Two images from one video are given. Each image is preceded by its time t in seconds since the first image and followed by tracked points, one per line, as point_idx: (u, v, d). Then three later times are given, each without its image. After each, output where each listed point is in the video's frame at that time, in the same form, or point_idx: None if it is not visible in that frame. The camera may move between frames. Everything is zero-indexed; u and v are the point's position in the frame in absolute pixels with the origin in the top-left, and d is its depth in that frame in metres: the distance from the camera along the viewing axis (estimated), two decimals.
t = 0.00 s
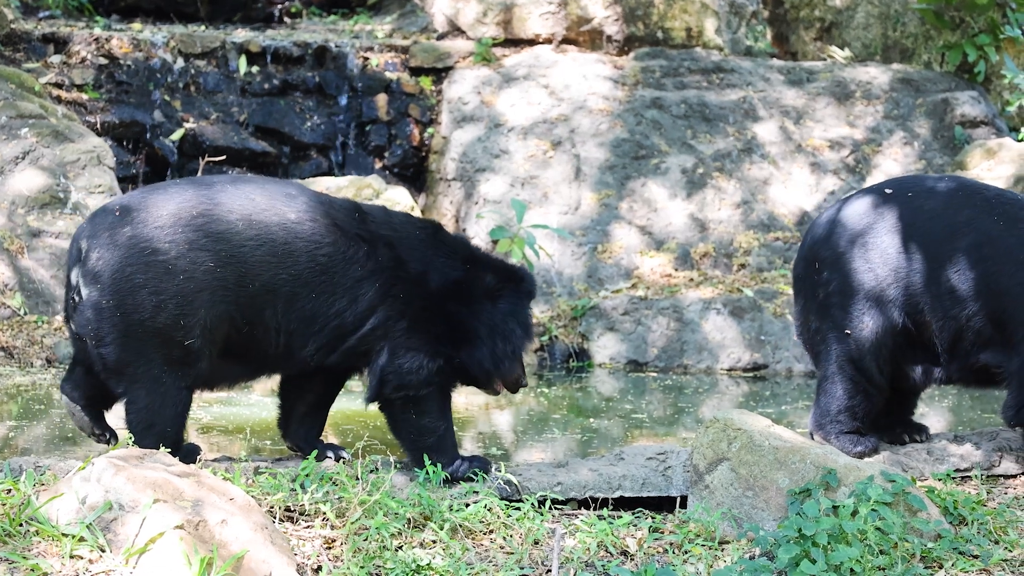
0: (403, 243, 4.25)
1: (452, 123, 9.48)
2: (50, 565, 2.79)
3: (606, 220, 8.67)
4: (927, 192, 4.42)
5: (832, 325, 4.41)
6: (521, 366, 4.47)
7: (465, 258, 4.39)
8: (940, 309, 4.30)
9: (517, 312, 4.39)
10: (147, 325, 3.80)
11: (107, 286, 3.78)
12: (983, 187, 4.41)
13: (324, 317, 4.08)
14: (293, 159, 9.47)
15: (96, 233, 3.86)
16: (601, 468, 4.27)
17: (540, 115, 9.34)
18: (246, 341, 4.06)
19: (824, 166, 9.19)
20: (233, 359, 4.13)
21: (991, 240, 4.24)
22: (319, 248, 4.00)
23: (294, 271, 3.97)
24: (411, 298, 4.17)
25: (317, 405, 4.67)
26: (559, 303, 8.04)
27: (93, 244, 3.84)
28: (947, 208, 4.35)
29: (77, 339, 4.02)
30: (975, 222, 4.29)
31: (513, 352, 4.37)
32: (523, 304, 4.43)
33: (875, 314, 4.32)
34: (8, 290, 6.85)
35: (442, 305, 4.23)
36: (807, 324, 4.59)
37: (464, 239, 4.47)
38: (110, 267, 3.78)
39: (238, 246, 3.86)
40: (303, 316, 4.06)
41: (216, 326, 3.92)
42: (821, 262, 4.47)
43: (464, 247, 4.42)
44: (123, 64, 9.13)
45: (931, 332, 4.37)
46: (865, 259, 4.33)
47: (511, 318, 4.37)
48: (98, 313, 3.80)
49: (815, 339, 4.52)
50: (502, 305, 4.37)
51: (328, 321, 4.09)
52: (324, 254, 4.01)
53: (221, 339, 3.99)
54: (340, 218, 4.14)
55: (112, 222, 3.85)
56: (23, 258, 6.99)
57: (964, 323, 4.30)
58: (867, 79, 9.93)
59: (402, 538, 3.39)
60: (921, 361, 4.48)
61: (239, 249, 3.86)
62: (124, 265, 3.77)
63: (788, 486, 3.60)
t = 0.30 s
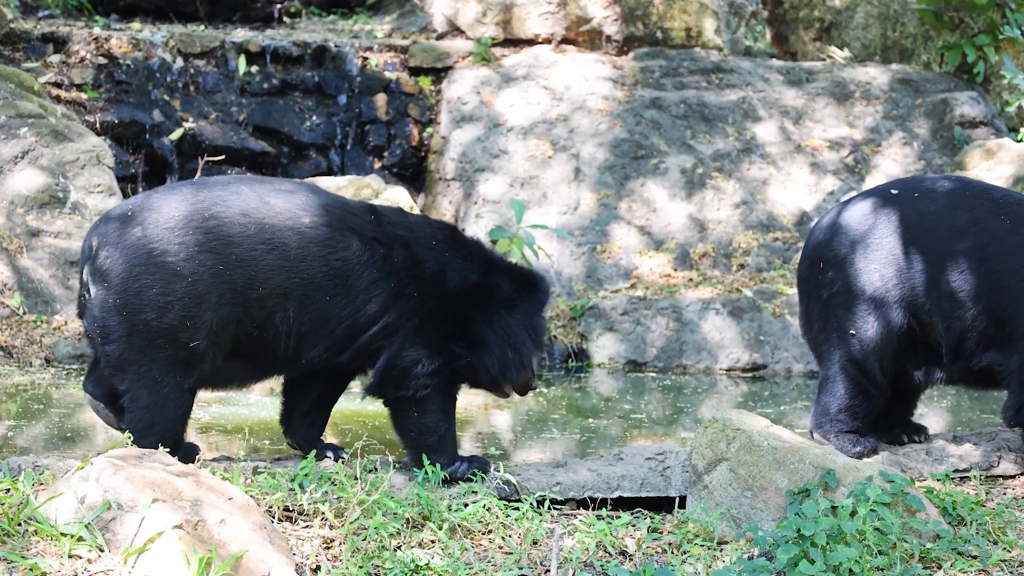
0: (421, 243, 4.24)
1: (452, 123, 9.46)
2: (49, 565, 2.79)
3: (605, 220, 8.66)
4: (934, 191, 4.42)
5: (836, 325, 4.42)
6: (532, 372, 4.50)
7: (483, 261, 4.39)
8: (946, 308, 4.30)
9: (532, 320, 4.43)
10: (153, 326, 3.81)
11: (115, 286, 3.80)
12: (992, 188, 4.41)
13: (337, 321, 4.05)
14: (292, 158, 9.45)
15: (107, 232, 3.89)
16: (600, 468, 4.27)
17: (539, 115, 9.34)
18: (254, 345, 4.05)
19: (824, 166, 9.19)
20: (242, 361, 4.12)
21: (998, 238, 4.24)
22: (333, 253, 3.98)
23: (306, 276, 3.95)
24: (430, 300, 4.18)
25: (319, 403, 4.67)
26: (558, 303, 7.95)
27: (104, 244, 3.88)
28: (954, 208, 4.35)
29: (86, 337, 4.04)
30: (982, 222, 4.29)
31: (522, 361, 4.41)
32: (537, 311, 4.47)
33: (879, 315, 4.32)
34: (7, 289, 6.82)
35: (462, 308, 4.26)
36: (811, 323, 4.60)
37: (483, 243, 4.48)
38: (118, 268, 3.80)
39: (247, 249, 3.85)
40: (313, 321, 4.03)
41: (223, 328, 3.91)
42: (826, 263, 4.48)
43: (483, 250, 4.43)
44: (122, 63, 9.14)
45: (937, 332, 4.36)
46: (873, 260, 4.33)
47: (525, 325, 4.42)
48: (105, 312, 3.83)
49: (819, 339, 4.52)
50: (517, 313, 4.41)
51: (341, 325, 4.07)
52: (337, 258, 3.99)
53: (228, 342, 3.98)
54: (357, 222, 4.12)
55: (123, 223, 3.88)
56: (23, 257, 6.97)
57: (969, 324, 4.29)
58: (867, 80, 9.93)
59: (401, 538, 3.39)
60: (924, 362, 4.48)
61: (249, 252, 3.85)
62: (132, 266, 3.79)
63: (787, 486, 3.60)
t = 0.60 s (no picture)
0: (435, 244, 4.25)
1: (451, 123, 9.45)
2: (47, 564, 2.80)
3: (604, 220, 8.66)
4: (939, 192, 4.41)
5: (840, 326, 4.42)
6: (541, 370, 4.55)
7: (495, 260, 4.40)
8: (951, 309, 4.30)
9: (542, 319, 4.44)
10: (162, 327, 3.82)
11: (125, 286, 3.81)
12: (1000, 191, 4.40)
13: (349, 324, 4.05)
14: (291, 158, 9.45)
15: (117, 233, 3.90)
16: (598, 468, 4.27)
17: (538, 115, 9.34)
18: (264, 347, 4.05)
19: (822, 166, 9.20)
20: (252, 363, 4.12)
21: (1003, 240, 4.23)
22: (346, 258, 3.98)
23: (318, 280, 3.94)
24: (443, 300, 4.18)
25: (326, 399, 4.68)
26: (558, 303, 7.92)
27: (115, 244, 3.89)
28: (959, 209, 4.34)
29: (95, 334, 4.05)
30: (988, 224, 4.28)
31: (527, 362, 4.44)
32: (547, 311, 4.47)
33: (885, 319, 4.32)
34: (6, 288, 6.81)
35: (473, 308, 4.25)
36: (813, 322, 4.61)
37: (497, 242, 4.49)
38: (128, 268, 3.81)
39: (258, 252, 3.85)
40: (325, 324, 4.04)
41: (232, 331, 3.91)
42: (831, 264, 4.48)
43: (496, 250, 4.44)
44: (121, 63, 9.15)
45: (943, 334, 4.36)
46: (881, 262, 4.33)
47: (536, 325, 4.42)
48: (114, 312, 3.85)
49: (821, 338, 4.53)
50: (528, 312, 4.41)
51: (353, 328, 4.07)
52: (351, 263, 4.00)
53: (238, 344, 3.98)
54: (373, 226, 4.12)
55: (134, 223, 3.89)
56: (21, 256, 6.98)
57: (974, 328, 4.29)
58: (866, 80, 9.93)
59: (399, 538, 3.39)
60: (928, 364, 4.49)
61: (259, 256, 3.85)
62: (142, 267, 3.79)
63: (785, 486, 3.61)
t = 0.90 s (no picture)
0: (443, 244, 4.24)
1: (449, 123, 9.45)
2: (46, 564, 2.81)
3: (602, 220, 8.65)
4: (942, 193, 4.41)
5: (843, 327, 4.43)
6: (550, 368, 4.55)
7: (504, 257, 4.40)
8: (954, 311, 4.30)
9: (550, 315, 4.43)
10: (169, 329, 3.82)
11: (133, 288, 3.82)
12: (1005, 193, 4.39)
13: (357, 327, 4.05)
14: (289, 158, 9.45)
15: (126, 235, 3.91)
16: (597, 468, 4.27)
17: (536, 115, 9.34)
18: (272, 350, 4.05)
19: (821, 166, 9.20)
20: (259, 365, 4.12)
21: (1008, 242, 4.23)
22: (355, 262, 3.98)
23: (325, 283, 3.95)
24: (451, 299, 4.18)
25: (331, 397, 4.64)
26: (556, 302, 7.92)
27: (124, 245, 3.90)
28: (962, 210, 4.34)
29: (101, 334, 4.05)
30: (992, 225, 4.27)
31: (536, 362, 4.42)
32: (556, 309, 4.46)
33: (890, 321, 4.33)
34: (4, 288, 6.79)
35: (482, 306, 4.26)
36: (815, 321, 4.61)
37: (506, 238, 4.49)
38: (136, 270, 3.82)
39: (264, 256, 3.85)
40: (333, 328, 4.04)
41: (239, 333, 3.92)
42: (834, 264, 4.48)
43: (506, 246, 4.43)
44: (119, 63, 9.15)
45: (948, 335, 4.37)
46: (885, 264, 4.33)
47: (545, 323, 4.42)
48: (121, 313, 3.87)
49: (824, 338, 4.53)
50: (536, 309, 4.40)
51: (360, 331, 4.06)
52: (359, 266, 4.00)
53: (245, 347, 3.99)
54: (381, 227, 4.11)
55: (142, 225, 3.90)
56: (19, 256, 6.97)
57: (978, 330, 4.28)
58: (864, 80, 9.93)
59: (398, 538, 3.39)
60: (931, 364, 4.50)
61: (265, 259, 3.86)
62: (150, 270, 3.80)
63: (783, 486, 3.61)
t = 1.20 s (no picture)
0: (452, 244, 4.22)
1: (447, 122, 9.45)
2: (44, 564, 2.81)
3: (600, 220, 8.65)
4: (947, 193, 4.41)
5: (847, 328, 4.43)
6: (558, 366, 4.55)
7: (515, 255, 4.38)
8: (959, 311, 4.30)
9: (559, 313, 4.42)
10: (176, 330, 3.82)
11: (141, 290, 3.83)
12: (1010, 194, 4.38)
13: (364, 328, 4.05)
14: (287, 158, 9.45)
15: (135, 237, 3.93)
16: (595, 467, 4.27)
17: (534, 115, 9.33)
18: (280, 351, 4.05)
19: (819, 166, 9.20)
20: (268, 366, 4.12)
21: (1013, 241, 4.22)
22: (361, 261, 3.98)
23: (331, 284, 3.94)
24: (461, 299, 4.17)
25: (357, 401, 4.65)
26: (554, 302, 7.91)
27: (132, 247, 3.92)
28: (968, 210, 4.33)
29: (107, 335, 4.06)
30: (997, 226, 4.26)
31: (548, 361, 4.44)
32: (567, 307, 4.45)
33: (893, 321, 4.34)
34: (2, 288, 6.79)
35: (491, 305, 4.25)
36: (818, 320, 4.61)
37: (515, 234, 4.47)
38: (144, 272, 3.83)
39: (270, 257, 3.86)
40: (340, 328, 4.03)
41: (246, 334, 3.92)
42: (837, 266, 4.49)
43: (516, 244, 4.41)
44: (117, 62, 9.16)
45: (953, 335, 4.37)
46: (889, 265, 4.33)
47: (555, 322, 4.41)
48: (129, 315, 3.88)
49: (829, 339, 4.54)
50: (546, 307, 4.40)
51: (367, 331, 4.05)
52: (366, 266, 3.99)
53: (252, 348, 3.98)
54: (388, 227, 4.10)
55: (151, 228, 3.91)
56: (17, 256, 6.96)
57: (983, 330, 4.28)
58: (863, 80, 9.93)
59: (395, 537, 3.39)
60: (936, 364, 4.50)
61: (272, 260, 3.86)
62: (157, 272, 3.81)
63: (782, 486, 3.60)
